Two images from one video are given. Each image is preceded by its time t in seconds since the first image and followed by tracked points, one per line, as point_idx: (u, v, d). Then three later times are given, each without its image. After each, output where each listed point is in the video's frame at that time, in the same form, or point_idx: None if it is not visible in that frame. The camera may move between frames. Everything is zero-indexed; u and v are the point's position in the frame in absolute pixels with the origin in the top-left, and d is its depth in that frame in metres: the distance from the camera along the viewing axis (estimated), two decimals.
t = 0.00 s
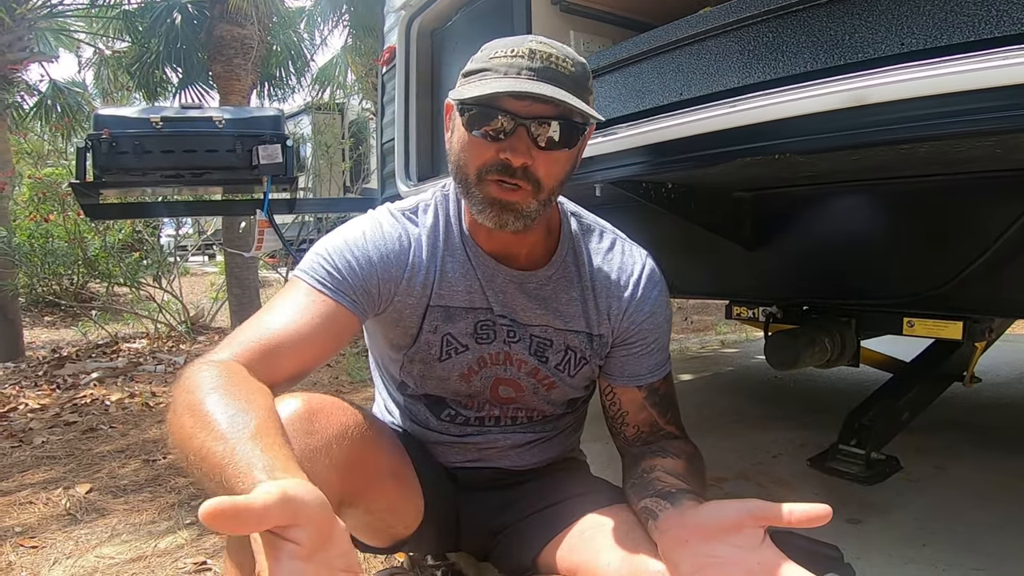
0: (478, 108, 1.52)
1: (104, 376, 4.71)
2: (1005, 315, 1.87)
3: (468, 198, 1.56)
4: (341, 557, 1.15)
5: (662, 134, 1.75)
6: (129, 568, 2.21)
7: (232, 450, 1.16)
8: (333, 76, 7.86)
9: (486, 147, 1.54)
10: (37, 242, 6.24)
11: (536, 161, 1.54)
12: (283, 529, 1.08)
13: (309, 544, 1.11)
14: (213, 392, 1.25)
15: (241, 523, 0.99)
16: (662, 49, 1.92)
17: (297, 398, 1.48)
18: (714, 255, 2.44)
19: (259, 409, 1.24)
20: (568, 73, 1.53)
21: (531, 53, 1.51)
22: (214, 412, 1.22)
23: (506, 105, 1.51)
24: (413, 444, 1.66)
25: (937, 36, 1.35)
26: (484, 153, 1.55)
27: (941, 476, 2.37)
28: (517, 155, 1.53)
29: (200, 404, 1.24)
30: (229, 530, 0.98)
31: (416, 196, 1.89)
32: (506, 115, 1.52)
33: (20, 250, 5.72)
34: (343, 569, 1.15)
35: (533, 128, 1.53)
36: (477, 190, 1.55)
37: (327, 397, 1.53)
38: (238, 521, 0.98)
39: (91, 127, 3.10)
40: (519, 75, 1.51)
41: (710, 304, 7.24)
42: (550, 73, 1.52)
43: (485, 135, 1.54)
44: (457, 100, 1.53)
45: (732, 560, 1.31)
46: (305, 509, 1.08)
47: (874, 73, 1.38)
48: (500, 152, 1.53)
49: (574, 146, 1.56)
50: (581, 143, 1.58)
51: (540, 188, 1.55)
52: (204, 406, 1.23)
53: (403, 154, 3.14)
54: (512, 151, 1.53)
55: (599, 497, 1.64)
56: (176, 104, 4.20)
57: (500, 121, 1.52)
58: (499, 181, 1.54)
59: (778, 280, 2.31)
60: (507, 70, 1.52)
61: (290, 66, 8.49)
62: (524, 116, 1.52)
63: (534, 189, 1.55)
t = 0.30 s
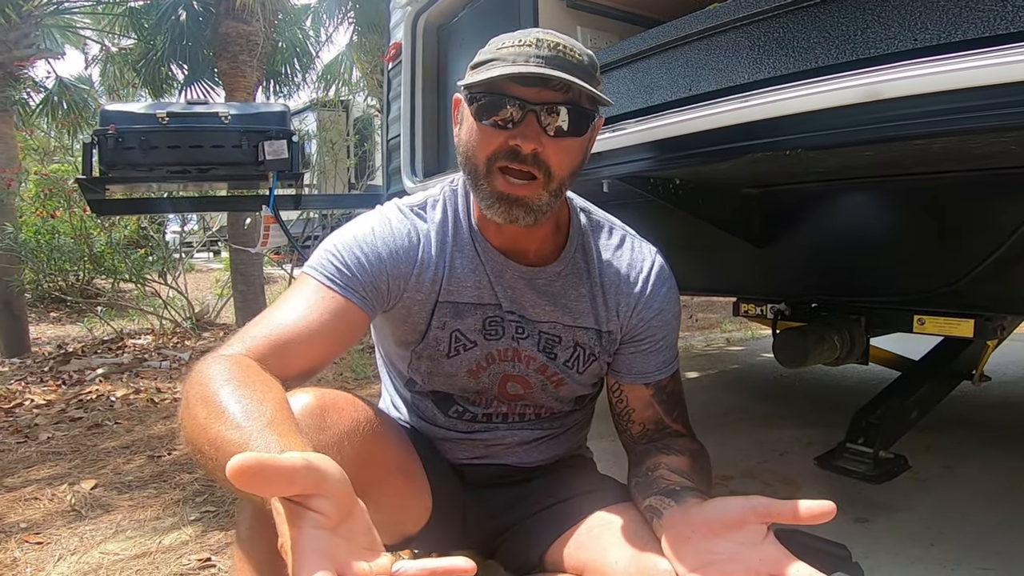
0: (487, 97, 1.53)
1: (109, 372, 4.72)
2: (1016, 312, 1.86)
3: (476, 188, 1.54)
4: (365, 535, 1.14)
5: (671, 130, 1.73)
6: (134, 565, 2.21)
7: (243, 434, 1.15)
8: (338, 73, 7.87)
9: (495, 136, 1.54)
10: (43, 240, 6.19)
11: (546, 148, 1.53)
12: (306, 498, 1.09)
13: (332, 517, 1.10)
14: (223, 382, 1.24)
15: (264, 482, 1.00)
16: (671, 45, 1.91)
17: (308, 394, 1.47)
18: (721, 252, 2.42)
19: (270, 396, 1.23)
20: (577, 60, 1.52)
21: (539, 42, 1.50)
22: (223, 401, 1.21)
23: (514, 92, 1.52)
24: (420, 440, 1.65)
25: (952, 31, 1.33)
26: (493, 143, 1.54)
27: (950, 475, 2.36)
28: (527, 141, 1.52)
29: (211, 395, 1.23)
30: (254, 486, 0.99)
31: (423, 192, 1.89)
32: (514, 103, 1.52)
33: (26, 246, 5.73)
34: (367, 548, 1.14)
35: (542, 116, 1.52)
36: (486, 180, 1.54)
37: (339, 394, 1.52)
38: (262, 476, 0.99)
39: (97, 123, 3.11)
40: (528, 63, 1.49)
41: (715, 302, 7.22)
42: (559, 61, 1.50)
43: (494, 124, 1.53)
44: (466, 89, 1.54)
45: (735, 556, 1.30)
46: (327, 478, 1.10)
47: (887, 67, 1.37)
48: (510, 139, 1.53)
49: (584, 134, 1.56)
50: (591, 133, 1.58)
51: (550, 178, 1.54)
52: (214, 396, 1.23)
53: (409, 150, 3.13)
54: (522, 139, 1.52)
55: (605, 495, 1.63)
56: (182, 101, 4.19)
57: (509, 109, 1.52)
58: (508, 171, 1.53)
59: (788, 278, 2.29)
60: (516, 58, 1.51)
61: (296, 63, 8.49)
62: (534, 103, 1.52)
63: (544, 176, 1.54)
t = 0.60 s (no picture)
0: (479, 101, 1.51)
1: (109, 368, 4.72)
2: (1014, 310, 1.86)
3: (471, 193, 1.55)
4: (351, 520, 1.15)
5: (669, 126, 1.73)
6: (133, 560, 2.21)
7: (234, 423, 1.14)
8: (339, 69, 7.86)
9: (488, 140, 1.53)
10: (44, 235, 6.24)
11: (537, 155, 1.53)
12: (289, 479, 1.09)
13: (315, 498, 1.11)
14: (219, 375, 1.25)
15: (245, 459, 1.00)
16: (670, 41, 1.90)
17: (305, 389, 1.46)
18: (720, 248, 2.42)
19: (264, 389, 1.23)
20: (569, 63, 1.52)
21: (531, 45, 1.50)
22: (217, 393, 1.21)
23: (505, 98, 1.50)
24: (417, 435, 1.65)
25: (950, 27, 1.33)
26: (486, 148, 1.54)
27: (948, 472, 2.36)
28: (519, 149, 1.51)
29: (206, 387, 1.24)
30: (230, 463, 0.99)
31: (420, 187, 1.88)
32: (507, 108, 1.51)
33: (27, 242, 5.74)
34: (351, 532, 1.15)
35: (535, 121, 1.51)
36: (480, 186, 1.54)
37: (336, 389, 1.52)
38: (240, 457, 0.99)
39: (97, 119, 3.10)
40: (520, 67, 1.50)
41: (715, 299, 7.22)
42: (551, 64, 1.51)
43: (488, 128, 1.53)
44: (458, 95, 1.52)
45: (731, 549, 1.30)
46: (309, 461, 1.10)
47: (886, 64, 1.36)
48: (503, 146, 1.52)
49: (580, 135, 1.55)
50: (587, 133, 1.57)
51: (541, 184, 1.53)
52: (210, 389, 1.23)
53: (408, 146, 3.13)
54: (514, 146, 1.52)
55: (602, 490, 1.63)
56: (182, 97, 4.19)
57: (501, 113, 1.51)
58: (501, 175, 1.53)
59: (787, 275, 2.29)
60: (507, 62, 1.51)
61: (297, 60, 8.48)
62: (526, 109, 1.51)
63: (535, 184, 1.53)
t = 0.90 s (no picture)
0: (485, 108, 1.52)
1: (110, 366, 4.73)
2: (1014, 313, 1.87)
3: (491, 201, 1.55)
4: (372, 519, 1.17)
5: (672, 129, 1.74)
6: (136, 559, 2.23)
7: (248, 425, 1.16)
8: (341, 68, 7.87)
9: (505, 146, 1.54)
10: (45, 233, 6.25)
11: (556, 157, 1.55)
12: (318, 478, 1.11)
13: (342, 496, 1.13)
14: (228, 376, 1.26)
15: (281, 455, 1.02)
16: (673, 44, 1.92)
17: (309, 389, 1.48)
18: (721, 250, 2.43)
19: (274, 391, 1.24)
20: (575, 65, 1.55)
21: (538, 50, 1.52)
22: (228, 396, 1.23)
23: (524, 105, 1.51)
24: (421, 436, 1.66)
25: (953, 33, 1.34)
26: (504, 154, 1.55)
27: (947, 473, 2.37)
28: (540, 154, 1.54)
29: (214, 390, 1.25)
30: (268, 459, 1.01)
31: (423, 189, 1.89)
32: (519, 115, 1.51)
33: (28, 240, 5.74)
34: (374, 532, 1.16)
35: (550, 125, 1.53)
36: (501, 193, 1.54)
37: (339, 389, 1.53)
38: (279, 453, 1.02)
39: (101, 118, 3.11)
40: (531, 74, 1.52)
41: (716, 299, 7.24)
42: (558, 67, 1.53)
43: (502, 134, 1.53)
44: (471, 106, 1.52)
45: (730, 551, 1.31)
46: (338, 460, 1.12)
47: (889, 69, 1.37)
48: (521, 153, 1.54)
49: (585, 136, 1.57)
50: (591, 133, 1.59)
51: (564, 183, 1.56)
52: (219, 391, 1.24)
53: (411, 147, 3.14)
54: (534, 150, 1.54)
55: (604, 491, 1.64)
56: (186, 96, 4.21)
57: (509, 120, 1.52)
58: (522, 180, 1.54)
59: (788, 277, 2.30)
60: (516, 69, 1.52)
61: (298, 58, 8.48)
62: (541, 114, 1.53)
63: (556, 185, 1.56)
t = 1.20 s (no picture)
0: (492, 116, 1.50)
1: (109, 366, 4.73)
2: (1009, 317, 1.87)
3: (506, 210, 1.52)
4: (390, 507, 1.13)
5: (669, 132, 1.75)
6: (134, 559, 2.23)
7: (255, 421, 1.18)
8: (342, 68, 7.88)
9: (518, 154, 1.53)
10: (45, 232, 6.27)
11: (569, 161, 1.55)
12: (342, 458, 1.11)
13: (365, 478, 1.12)
14: (228, 370, 1.28)
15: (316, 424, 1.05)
16: (671, 47, 1.92)
17: (309, 390, 1.48)
18: (719, 252, 2.44)
19: (275, 385, 1.26)
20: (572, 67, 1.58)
21: (538, 56, 1.54)
22: (230, 387, 1.24)
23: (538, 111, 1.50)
24: (418, 437, 1.67)
25: (949, 37, 1.34)
26: (517, 164, 1.53)
27: (944, 476, 2.38)
28: (554, 160, 1.53)
29: (215, 382, 1.27)
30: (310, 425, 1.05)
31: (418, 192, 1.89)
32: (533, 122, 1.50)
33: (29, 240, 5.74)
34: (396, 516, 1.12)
35: (562, 131, 1.54)
36: (515, 201, 1.53)
37: (337, 390, 1.54)
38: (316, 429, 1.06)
39: (101, 119, 3.12)
40: (537, 81, 1.53)
41: (716, 300, 7.25)
42: (559, 70, 1.56)
43: (515, 141, 1.52)
44: (485, 119, 1.50)
45: (722, 555, 1.31)
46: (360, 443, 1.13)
47: (886, 73, 1.37)
48: (536, 161, 1.53)
49: (585, 136, 1.58)
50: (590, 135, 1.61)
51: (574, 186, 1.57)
52: (219, 384, 1.26)
53: (410, 148, 3.14)
54: (547, 155, 1.53)
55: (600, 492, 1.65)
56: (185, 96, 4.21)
57: (520, 127, 1.50)
58: (537, 187, 1.54)
59: (786, 280, 2.31)
60: (519, 76, 1.53)
61: (299, 59, 8.50)
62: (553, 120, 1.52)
63: (569, 189, 1.56)
